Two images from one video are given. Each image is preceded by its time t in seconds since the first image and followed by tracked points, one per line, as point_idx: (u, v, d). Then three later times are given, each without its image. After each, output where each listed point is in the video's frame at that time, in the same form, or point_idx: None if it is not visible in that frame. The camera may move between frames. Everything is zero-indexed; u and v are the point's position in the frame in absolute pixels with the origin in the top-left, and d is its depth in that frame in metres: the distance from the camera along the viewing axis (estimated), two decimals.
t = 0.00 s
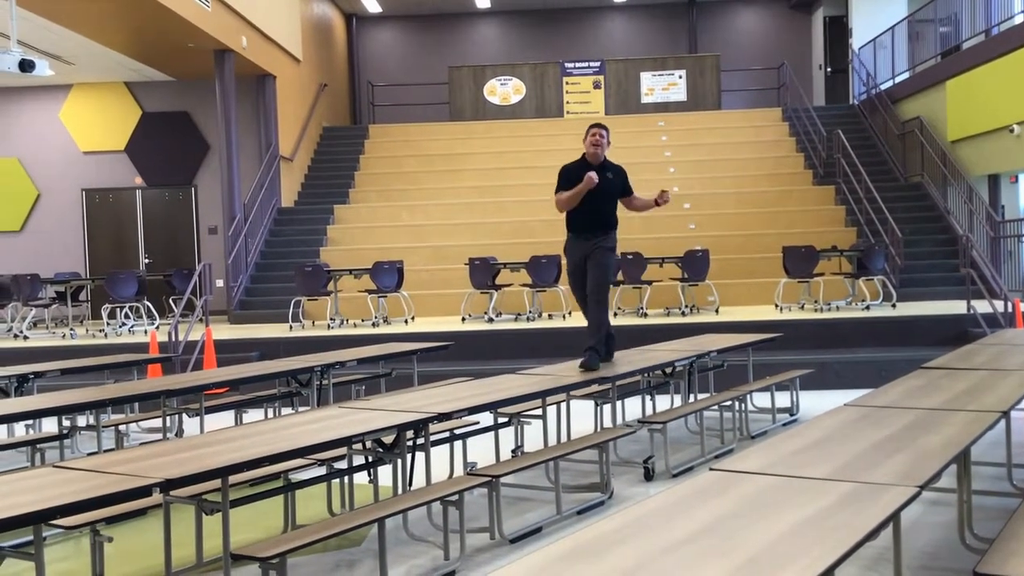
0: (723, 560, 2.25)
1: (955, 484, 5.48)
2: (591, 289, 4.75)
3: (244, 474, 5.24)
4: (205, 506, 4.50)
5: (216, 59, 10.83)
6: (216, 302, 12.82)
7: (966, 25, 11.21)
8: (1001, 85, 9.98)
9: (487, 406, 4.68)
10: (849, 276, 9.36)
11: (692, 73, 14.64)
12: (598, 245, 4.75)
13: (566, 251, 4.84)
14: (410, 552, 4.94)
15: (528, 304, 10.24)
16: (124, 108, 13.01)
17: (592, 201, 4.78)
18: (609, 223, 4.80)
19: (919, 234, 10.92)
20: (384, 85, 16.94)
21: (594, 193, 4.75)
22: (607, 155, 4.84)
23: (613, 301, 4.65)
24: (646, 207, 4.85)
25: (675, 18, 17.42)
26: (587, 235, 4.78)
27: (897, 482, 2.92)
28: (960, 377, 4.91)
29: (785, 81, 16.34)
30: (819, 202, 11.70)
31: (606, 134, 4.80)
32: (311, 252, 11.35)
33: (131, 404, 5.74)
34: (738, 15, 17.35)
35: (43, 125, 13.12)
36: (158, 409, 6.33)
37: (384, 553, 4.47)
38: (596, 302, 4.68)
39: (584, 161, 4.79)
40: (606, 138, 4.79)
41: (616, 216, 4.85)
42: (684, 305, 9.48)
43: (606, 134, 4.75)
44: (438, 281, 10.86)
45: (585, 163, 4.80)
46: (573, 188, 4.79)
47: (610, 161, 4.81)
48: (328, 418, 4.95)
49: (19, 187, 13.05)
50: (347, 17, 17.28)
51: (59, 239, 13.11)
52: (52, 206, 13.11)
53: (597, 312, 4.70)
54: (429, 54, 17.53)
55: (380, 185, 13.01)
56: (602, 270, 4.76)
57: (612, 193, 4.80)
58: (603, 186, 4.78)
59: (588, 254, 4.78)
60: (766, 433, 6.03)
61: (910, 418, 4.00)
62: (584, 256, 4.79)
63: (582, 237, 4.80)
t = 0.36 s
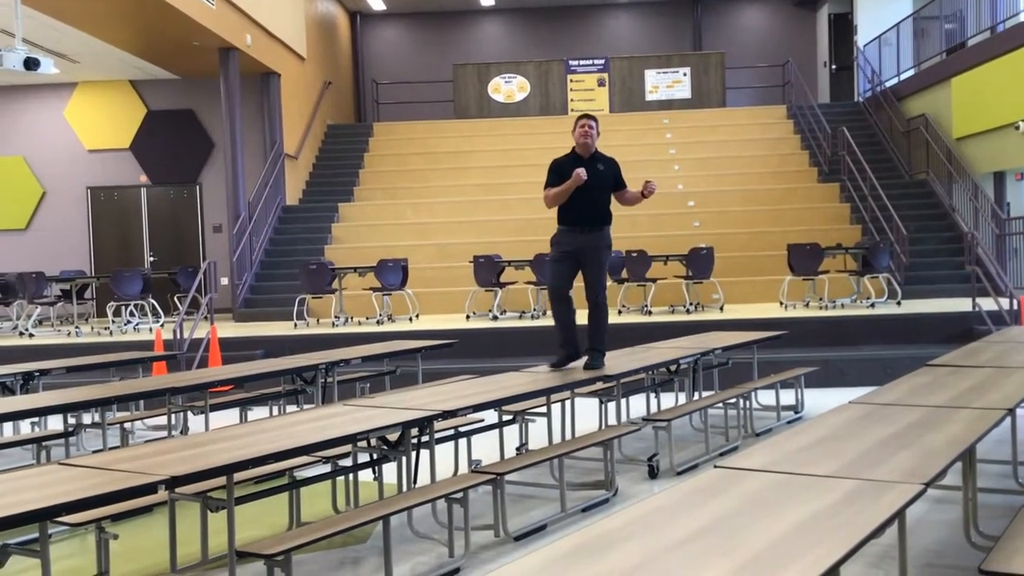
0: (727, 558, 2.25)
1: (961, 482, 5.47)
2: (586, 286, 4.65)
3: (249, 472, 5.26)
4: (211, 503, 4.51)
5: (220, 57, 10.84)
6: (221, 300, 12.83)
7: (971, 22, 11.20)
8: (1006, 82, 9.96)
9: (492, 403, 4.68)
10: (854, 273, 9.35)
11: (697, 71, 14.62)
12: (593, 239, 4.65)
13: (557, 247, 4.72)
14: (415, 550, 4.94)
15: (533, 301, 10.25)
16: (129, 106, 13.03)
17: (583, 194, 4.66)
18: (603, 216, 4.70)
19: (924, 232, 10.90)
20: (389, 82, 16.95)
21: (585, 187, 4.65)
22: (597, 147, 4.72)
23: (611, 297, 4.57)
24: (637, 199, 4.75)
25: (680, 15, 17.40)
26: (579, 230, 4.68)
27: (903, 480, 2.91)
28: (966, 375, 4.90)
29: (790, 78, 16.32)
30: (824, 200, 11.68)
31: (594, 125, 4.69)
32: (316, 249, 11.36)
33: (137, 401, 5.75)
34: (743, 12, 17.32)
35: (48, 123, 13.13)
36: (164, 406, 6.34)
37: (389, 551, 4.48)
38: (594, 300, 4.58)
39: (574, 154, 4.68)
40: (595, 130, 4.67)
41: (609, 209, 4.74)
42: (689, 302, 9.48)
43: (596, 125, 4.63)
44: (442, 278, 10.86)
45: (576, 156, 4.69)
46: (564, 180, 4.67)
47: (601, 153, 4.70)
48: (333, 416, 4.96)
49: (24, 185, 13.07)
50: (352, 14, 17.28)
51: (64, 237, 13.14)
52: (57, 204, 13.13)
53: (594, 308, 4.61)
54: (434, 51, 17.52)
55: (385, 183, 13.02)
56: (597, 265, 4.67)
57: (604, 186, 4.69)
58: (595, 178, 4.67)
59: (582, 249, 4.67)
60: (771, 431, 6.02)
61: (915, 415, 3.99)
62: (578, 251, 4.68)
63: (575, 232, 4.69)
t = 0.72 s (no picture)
0: (735, 558, 2.24)
1: (968, 482, 5.45)
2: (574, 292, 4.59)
3: (257, 472, 5.27)
4: (219, 503, 4.53)
5: (227, 58, 10.86)
6: (228, 300, 12.86)
7: (979, 21, 11.19)
8: (1012, 81, 9.95)
9: (499, 404, 4.69)
10: (862, 273, 9.33)
11: (704, 70, 14.60)
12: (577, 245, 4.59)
13: (539, 254, 4.64)
14: (422, 550, 4.95)
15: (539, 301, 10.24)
16: (137, 107, 13.06)
17: (564, 200, 4.59)
18: (585, 222, 4.64)
19: (931, 232, 10.87)
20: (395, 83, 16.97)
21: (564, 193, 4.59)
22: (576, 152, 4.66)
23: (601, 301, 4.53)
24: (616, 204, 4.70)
25: (687, 14, 17.39)
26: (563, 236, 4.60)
27: (910, 480, 2.90)
28: (974, 375, 4.89)
29: (797, 78, 16.29)
30: (831, 200, 11.66)
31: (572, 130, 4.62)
32: (323, 250, 11.38)
33: (145, 401, 5.76)
34: (750, 12, 17.30)
35: (56, 124, 13.17)
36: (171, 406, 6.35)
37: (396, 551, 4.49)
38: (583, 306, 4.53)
39: (552, 160, 4.61)
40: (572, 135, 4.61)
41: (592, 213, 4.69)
42: (696, 302, 9.47)
43: (573, 130, 4.57)
44: (449, 279, 10.87)
45: (554, 162, 4.63)
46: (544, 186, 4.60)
47: (579, 158, 4.63)
48: (340, 416, 4.97)
49: (32, 187, 13.12)
50: (358, 15, 17.31)
51: (72, 238, 13.18)
52: (65, 205, 13.17)
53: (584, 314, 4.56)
54: (441, 51, 17.54)
55: (391, 184, 13.03)
56: (582, 271, 4.62)
57: (585, 191, 4.63)
58: (575, 184, 4.61)
59: (567, 255, 4.61)
60: (778, 431, 6.01)
61: (923, 415, 3.98)
62: (562, 257, 4.62)
63: (557, 239, 4.62)
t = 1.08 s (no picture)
0: (745, 562, 2.24)
1: (979, 485, 5.43)
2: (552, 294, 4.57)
3: (266, 475, 5.28)
4: (229, 507, 4.54)
5: (236, 62, 10.89)
6: (238, 303, 12.89)
7: (988, 23, 11.16)
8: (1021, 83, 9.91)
9: (508, 407, 4.69)
10: (871, 276, 9.30)
11: (712, 74, 14.59)
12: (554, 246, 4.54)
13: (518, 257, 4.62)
14: (431, 553, 4.96)
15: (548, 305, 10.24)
16: (146, 111, 13.11)
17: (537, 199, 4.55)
18: (561, 222, 4.60)
19: (941, 235, 10.84)
20: (404, 87, 17.00)
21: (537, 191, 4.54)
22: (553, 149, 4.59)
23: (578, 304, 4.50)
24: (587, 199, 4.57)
25: (695, 18, 17.38)
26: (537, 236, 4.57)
27: (921, 483, 2.89)
28: (984, 378, 4.87)
29: (806, 80, 16.26)
30: (840, 202, 11.63)
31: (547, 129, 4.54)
32: (331, 253, 11.40)
33: (155, 405, 5.77)
34: (759, 15, 17.28)
35: (66, 128, 13.23)
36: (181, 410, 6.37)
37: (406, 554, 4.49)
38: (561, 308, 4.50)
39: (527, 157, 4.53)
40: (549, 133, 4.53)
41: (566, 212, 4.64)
42: (705, 305, 9.46)
43: (548, 129, 4.48)
44: (457, 282, 10.88)
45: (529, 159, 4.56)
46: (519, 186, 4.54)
47: (555, 156, 4.54)
48: (349, 419, 4.98)
49: (42, 191, 13.17)
50: (367, 19, 17.35)
51: (82, 241, 13.23)
52: (76, 209, 13.22)
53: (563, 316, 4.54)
54: (449, 55, 17.56)
55: (399, 187, 13.04)
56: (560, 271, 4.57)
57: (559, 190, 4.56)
58: (550, 183, 4.54)
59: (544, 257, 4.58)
60: (788, 434, 6.00)
61: (934, 419, 3.97)
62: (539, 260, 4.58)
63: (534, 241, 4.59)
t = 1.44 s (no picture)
0: (758, 564, 2.24)
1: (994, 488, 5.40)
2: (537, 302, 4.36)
3: (280, 478, 5.30)
4: (243, 509, 4.56)
5: (249, 66, 10.93)
6: (250, 306, 12.93)
7: (1001, 25, 11.11)
8: None
9: (520, 409, 4.69)
10: (884, 278, 9.27)
11: (725, 76, 14.56)
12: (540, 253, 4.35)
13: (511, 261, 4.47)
14: (443, 556, 4.97)
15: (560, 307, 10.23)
16: (160, 114, 13.17)
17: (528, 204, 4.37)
18: (553, 228, 4.40)
19: (954, 237, 10.80)
20: (415, 89, 17.03)
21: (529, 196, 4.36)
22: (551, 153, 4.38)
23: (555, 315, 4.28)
24: (581, 215, 4.36)
25: (707, 19, 17.35)
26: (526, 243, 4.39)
27: (934, 487, 2.88)
28: (998, 381, 4.85)
29: (819, 82, 16.21)
30: (852, 204, 11.59)
31: (550, 131, 4.32)
32: (343, 256, 11.43)
33: (168, 407, 5.79)
34: (771, 17, 17.24)
35: (80, 132, 13.30)
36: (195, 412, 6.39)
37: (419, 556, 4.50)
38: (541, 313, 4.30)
39: (524, 160, 4.37)
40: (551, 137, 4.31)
41: (561, 219, 4.42)
42: (717, 308, 9.44)
43: (550, 132, 4.26)
44: (468, 284, 10.89)
45: (527, 162, 4.39)
46: (512, 190, 4.40)
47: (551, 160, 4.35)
48: (362, 422, 4.99)
49: (56, 194, 13.25)
50: (379, 22, 17.39)
51: (96, 244, 13.29)
52: (90, 212, 13.29)
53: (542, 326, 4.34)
54: (461, 58, 17.58)
55: (410, 189, 13.06)
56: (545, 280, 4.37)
57: (551, 195, 4.35)
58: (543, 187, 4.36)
59: (531, 264, 4.40)
60: (801, 437, 5.98)
61: (948, 421, 3.96)
62: (527, 266, 4.41)
63: (524, 246, 4.42)
